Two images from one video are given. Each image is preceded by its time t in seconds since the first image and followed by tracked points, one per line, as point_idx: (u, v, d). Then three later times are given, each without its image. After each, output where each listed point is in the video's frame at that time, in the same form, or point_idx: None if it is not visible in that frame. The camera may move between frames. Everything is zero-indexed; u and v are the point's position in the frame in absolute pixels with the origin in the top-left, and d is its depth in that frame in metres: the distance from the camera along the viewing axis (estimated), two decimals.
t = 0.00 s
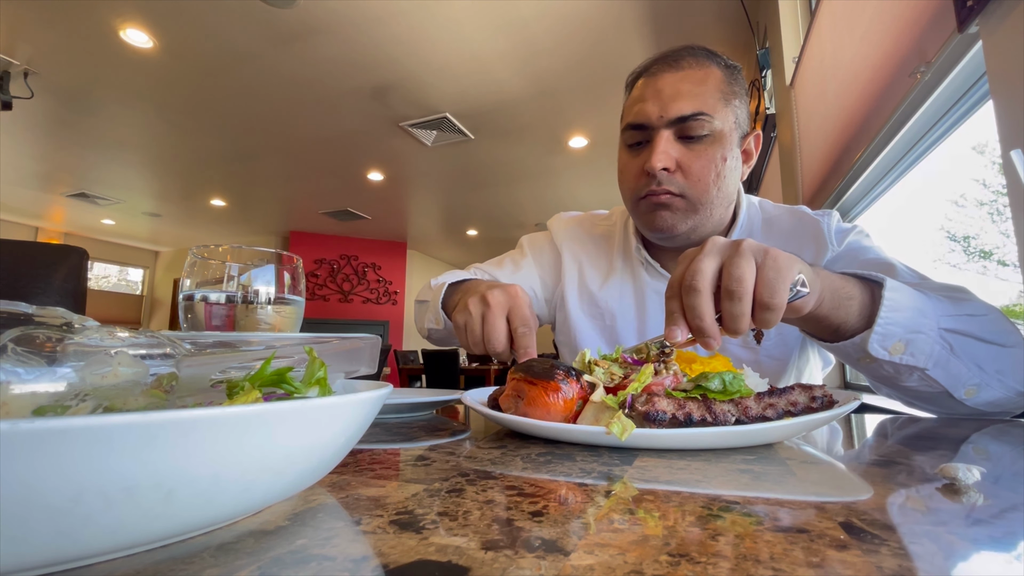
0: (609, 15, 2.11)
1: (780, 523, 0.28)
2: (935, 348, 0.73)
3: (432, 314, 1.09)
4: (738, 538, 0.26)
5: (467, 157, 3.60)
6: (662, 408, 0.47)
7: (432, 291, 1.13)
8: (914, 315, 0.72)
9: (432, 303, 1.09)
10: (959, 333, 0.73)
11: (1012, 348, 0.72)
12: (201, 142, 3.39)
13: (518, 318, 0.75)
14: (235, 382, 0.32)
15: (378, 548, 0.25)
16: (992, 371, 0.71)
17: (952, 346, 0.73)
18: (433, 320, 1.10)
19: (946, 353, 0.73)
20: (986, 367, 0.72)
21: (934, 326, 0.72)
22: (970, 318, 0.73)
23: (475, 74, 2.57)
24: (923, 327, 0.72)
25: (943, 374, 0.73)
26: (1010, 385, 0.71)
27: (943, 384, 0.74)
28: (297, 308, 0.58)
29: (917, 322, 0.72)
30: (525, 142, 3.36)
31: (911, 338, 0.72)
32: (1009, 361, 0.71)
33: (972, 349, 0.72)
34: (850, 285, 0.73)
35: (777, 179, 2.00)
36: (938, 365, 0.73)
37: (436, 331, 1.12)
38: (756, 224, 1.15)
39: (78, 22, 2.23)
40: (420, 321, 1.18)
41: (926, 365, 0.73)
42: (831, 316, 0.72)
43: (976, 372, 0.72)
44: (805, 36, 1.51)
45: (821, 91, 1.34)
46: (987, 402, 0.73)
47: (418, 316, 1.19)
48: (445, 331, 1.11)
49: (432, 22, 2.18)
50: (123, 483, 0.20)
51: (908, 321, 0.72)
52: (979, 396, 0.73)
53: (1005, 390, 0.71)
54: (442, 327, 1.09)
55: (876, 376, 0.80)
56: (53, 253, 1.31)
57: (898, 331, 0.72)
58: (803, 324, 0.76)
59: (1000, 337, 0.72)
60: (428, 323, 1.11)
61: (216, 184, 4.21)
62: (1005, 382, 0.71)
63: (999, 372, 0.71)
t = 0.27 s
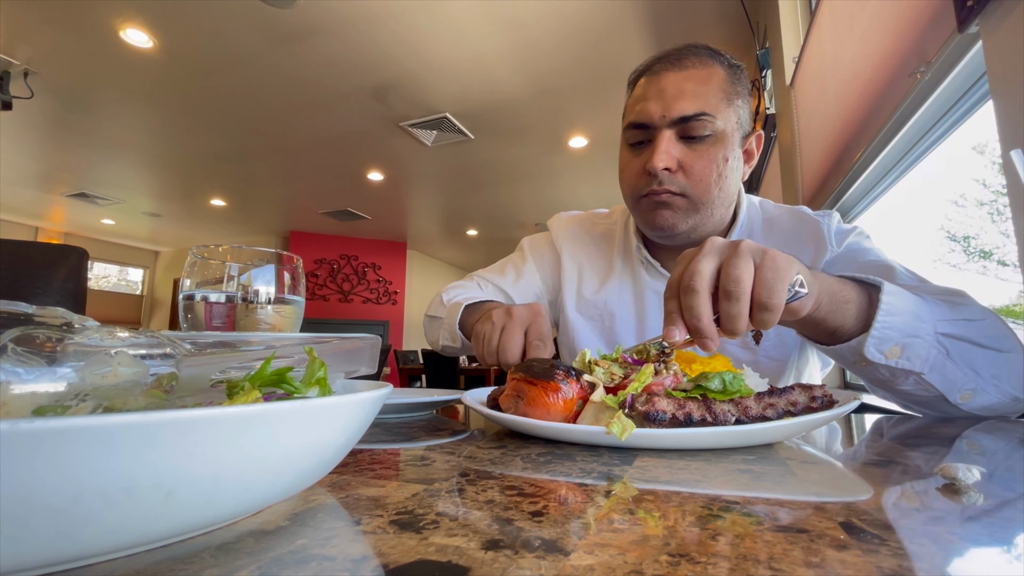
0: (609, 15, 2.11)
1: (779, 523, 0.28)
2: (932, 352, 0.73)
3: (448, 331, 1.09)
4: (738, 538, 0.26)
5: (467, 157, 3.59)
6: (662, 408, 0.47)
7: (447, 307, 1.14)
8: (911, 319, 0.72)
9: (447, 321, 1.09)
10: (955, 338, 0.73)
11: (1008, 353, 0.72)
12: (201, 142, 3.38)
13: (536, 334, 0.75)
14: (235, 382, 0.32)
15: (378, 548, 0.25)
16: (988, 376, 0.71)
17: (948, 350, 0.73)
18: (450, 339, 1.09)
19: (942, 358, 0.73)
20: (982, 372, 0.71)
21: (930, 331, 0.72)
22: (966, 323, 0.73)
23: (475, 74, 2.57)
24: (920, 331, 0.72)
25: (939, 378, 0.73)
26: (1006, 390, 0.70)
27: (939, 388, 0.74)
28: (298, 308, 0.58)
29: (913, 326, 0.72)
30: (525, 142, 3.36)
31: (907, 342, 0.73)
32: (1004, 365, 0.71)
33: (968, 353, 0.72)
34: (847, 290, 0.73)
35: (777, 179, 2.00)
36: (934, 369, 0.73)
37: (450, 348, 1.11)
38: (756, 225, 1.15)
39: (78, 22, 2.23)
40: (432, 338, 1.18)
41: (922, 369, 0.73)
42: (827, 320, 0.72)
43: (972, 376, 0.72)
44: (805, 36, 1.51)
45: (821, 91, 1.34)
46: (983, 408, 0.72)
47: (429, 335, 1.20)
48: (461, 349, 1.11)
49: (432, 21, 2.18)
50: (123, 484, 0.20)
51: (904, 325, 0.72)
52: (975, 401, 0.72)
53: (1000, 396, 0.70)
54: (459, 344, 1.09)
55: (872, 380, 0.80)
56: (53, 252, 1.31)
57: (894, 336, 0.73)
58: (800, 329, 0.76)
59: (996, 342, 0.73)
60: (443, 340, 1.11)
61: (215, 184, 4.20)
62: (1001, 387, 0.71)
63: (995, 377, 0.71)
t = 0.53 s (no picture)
0: (609, 15, 2.11)
1: (780, 524, 0.28)
2: (930, 353, 0.72)
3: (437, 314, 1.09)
4: (739, 539, 0.26)
5: (467, 157, 3.60)
6: (662, 408, 0.47)
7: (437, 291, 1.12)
8: (908, 321, 0.72)
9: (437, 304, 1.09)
10: (953, 339, 0.74)
11: (1007, 354, 0.72)
12: (201, 141, 3.38)
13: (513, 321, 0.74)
14: (236, 382, 0.32)
15: (378, 548, 0.25)
16: (986, 377, 0.71)
17: (946, 352, 0.73)
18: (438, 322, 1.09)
19: (939, 359, 0.73)
20: (980, 373, 0.71)
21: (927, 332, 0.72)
22: (966, 325, 0.73)
23: (475, 74, 2.57)
24: (918, 333, 0.72)
25: (936, 380, 0.73)
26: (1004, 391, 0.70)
27: (936, 389, 0.73)
28: (297, 308, 0.58)
29: (911, 328, 0.72)
30: (526, 142, 3.36)
31: (904, 344, 0.72)
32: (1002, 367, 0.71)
33: (966, 355, 0.72)
34: (844, 290, 0.73)
35: (777, 179, 2.00)
36: (932, 371, 0.73)
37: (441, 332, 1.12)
38: (755, 226, 1.15)
39: (78, 22, 2.23)
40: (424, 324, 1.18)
41: (919, 370, 0.73)
42: (825, 321, 0.72)
43: (969, 377, 0.71)
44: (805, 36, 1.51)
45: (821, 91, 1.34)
46: (982, 409, 0.72)
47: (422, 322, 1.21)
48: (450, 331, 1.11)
49: (432, 22, 2.18)
50: (123, 483, 0.20)
51: (902, 326, 0.72)
52: (974, 402, 0.72)
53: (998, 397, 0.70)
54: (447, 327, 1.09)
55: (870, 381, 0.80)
56: (53, 253, 1.31)
57: (893, 337, 0.72)
58: (799, 330, 0.76)
59: (995, 343, 0.73)
60: (431, 324, 1.12)
61: (215, 184, 4.20)
62: (999, 388, 0.70)
63: (993, 379, 0.71)
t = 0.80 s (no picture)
0: (609, 15, 2.11)
1: (779, 523, 0.28)
2: (948, 346, 0.72)
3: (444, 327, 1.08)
4: (737, 538, 0.26)
5: (467, 157, 3.60)
6: (662, 408, 0.47)
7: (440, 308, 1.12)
8: (927, 313, 0.72)
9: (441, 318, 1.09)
10: (969, 332, 0.72)
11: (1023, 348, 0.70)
12: (201, 141, 3.39)
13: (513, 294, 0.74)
14: (235, 382, 0.32)
15: (378, 548, 0.25)
16: (1001, 371, 0.71)
17: (962, 345, 0.73)
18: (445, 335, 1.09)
19: (956, 352, 0.73)
20: (995, 367, 0.72)
21: (945, 325, 0.72)
22: (981, 318, 0.72)
23: (475, 74, 2.57)
24: (936, 325, 0.72)
25: (953, 372, 0.73)
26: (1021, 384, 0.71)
27: (953, 382, 0.74)
28: (298, 308, 0.58)
29: (930, 320, 0.72)
30: (525, 142, 3.36)
31: (924, 336, 0.73)
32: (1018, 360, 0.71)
33: (982, 348, 0.72)
34: (870, 284, 0.73)
35: (777, 179, 2.00)
36: (948, 363, 0.73)
37: (449, 347, 1.12)
38: (756, 225, 1.15)
39: (78, 22, 2.23)
40: (433, 341, 1.19)
41: (937, 363, 0.73)
42: (845, 313, 0.72)
43: (985, 371, 0.72)
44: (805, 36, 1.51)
45: (821, 91, 1.34)
46: (995, 402, 0.73)
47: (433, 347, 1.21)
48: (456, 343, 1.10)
49: (432, 22, 2.18)
50: (123, 483, 0.20)
51: (921, 318, 0.72)
52: (987, 396, 0.73)
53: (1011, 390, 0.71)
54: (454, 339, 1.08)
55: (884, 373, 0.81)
56: (53, 253, 1.31)
57: (911, 329, 0.73)
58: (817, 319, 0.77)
59: (1010, 337, 0.71)
60: (439, 341, 1.12)
61: (215, 184, 4.20)
62: (1016, 381, 0.71)
63: (1009, 372, 0.71)
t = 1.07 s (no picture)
0: (609, 15, 2.11)
1: (781, 523, 0.28)
2: (954, 330, 0.72)
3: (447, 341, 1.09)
4: (738, 538, 0.26)
5: (467, 157, 3.59)
6: (662, 408, 0.47)
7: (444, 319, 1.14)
8: (934, 298, 0.72)
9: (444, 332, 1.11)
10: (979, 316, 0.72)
11: None
12: (201, 141, 3.38)
13: (514, 303, 0.74)
14: (236, 382, 0.32)
15: (378, 548, 0.25)
16: (1012, 354, 0.71)
17: (970, 329, 0.72)
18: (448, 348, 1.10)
19: (964, 336, 0.73)
20: (1005, 350, 0.71)
21: (953, 309, 0.72)
22: (987, 302, 0.72)
23: (475, 74, 2.57)
24: (943, 310, 0.72)
25: (963, 356, 0.73)
26: None
27: (963, 367, 0.74)
28: (298, 308, 0.58)
29: (938, 305, 0.72)
30: (525, 142, 3.36)
31: (930, 320, 0.73)
32: None
33: (991, 331, 0.72)
34: (869, 269, 0.74)
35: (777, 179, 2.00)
36: (957, 347, 0.73)
37: (453, 360, 1.12)
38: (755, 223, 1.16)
39: (78, 22, 2.23)
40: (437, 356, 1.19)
41: (945, 347, 0.73)
42: (850, 300, 0.73)
43: (996, 355, 0.72)
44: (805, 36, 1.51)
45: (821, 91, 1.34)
46: (1007, 386, 0.73)
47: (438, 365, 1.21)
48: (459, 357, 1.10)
49: (433, 21, 2.18)
50: (123, 483, 0.20)
51: (929, 303, 0.72)
52: (998, 379, 0.73)
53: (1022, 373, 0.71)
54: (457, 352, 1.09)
55: (895, 361, 0.82)
56: (53, 253, 1.31)
57: (918, 315, 0.73)
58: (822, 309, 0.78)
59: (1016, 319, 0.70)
60: (443, 355, 1.12)
61: (215, 184, 4.20)
62: None
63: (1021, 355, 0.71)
